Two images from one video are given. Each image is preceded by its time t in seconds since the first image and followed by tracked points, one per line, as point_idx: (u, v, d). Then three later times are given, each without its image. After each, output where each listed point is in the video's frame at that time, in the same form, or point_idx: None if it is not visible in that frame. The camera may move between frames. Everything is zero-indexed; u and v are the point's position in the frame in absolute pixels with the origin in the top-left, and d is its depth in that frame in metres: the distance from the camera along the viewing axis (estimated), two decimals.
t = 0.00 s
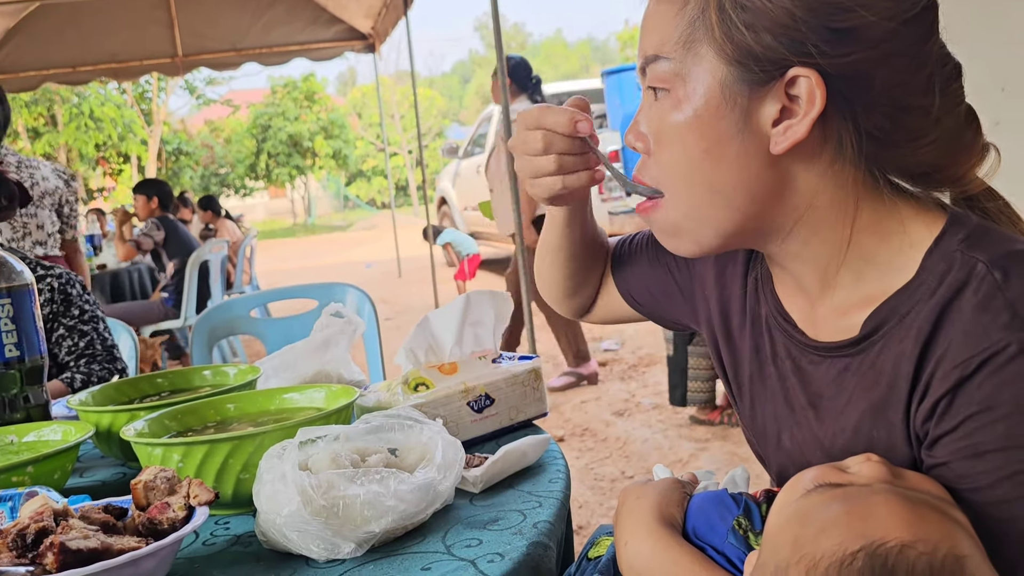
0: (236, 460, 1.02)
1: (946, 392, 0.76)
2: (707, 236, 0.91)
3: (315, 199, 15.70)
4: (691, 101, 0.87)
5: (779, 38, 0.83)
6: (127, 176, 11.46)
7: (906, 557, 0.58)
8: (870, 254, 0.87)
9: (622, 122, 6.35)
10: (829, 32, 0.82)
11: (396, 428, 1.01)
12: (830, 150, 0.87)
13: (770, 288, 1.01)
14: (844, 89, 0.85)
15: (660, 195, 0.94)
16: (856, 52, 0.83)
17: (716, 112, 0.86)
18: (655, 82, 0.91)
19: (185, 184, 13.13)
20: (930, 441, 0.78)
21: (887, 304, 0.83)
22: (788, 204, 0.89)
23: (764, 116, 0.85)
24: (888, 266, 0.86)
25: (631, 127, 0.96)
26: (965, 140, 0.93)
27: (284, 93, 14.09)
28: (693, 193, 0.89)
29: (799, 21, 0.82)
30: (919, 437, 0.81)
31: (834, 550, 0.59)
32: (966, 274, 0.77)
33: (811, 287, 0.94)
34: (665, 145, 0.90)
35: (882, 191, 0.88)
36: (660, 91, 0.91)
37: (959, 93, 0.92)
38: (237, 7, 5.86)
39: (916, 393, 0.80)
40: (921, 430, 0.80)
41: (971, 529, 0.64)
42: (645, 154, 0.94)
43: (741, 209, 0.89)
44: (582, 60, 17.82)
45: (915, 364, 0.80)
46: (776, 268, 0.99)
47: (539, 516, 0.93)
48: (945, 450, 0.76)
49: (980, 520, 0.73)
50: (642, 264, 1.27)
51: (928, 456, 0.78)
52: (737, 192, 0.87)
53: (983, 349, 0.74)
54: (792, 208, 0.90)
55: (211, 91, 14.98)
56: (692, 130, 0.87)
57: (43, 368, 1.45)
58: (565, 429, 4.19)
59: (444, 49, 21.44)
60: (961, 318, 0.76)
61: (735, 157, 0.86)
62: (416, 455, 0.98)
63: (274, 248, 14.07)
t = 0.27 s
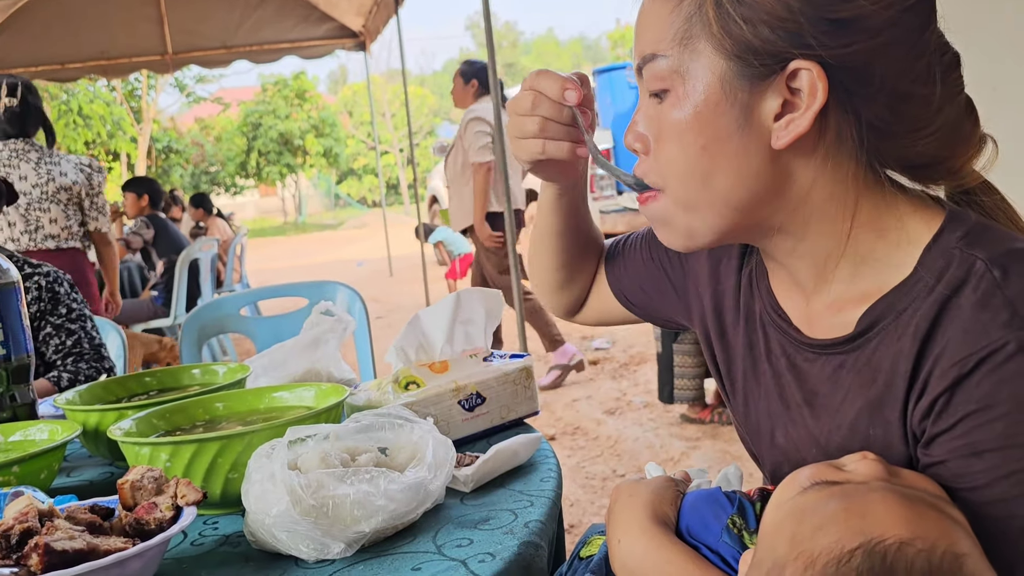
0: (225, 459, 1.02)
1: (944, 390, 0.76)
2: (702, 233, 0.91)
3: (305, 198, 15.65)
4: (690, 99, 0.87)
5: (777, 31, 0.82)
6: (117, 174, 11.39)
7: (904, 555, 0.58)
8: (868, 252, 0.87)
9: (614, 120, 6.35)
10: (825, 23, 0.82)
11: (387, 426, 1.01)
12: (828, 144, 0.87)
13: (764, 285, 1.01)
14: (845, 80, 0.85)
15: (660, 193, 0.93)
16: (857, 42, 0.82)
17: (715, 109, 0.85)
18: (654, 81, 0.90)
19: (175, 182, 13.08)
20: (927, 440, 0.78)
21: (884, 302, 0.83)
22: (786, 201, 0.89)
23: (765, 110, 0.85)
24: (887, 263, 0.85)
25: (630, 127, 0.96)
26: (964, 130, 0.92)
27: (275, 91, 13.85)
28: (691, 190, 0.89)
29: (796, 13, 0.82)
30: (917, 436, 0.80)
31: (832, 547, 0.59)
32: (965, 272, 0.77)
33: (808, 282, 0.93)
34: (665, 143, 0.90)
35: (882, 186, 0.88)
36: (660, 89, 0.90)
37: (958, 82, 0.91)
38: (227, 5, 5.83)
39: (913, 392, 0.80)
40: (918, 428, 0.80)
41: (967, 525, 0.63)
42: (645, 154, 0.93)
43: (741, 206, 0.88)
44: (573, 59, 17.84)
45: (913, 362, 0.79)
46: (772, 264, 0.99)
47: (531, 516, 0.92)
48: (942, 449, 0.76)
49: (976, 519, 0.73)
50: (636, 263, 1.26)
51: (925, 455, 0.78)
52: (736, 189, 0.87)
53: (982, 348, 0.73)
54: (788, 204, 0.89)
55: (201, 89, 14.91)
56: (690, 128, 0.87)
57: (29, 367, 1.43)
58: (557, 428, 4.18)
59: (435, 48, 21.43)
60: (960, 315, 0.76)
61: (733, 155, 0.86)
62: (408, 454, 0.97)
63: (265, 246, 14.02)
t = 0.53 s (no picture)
0: (218, 459, 1.01)
1: (938, 390, 0.76)
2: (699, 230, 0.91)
3: (299, 196, 15.62)
4: (685, 103, 0.87)
5: (770, 32, 0.82)
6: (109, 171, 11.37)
7: (899, 555, 0.58)
8: (864, 252, 0.87)
9: (609, 119, 6.34)
10: (818, 23, 0.82)
11: (380, 425, 1.00)
12: (823, 145, 0.87)
13: (759, 286, 1.01)
14: (839, 79, 0.85)
15: (657, 195, 0.93)
16: (849, 41, 0.82)
17: (710, 112, 0.85)
18: (647, 88, 0.90)
19: (168, 181, 13.05)
20: (921, 440, 0.78)
21: (879, 302, 0.83)
22: (782, 201, 0.89)
23: (761, 111, 0.84)
24: (882, 263, 0.85)
25: (623, 133, 0.95)
26: (956, 127, 0.92)
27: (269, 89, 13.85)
28: (689, 193, 0.88)
29: (788, 14, 0.82)
30: (910, 436, 0.81)
31: (829, 547, 0.59)
32: (959, 273, 0.77)
33: (803, 282, 0.93)
34: (660, 148, 0.89)
35: (876, 185, 0.89)
36: (653, 96, 0.90)
37: (951, 78, 0.92)
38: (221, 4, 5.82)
39: (907, 393, 0.80)
40: (911, 429, 0.80)
41: (962, 524, 0.63)
42: (639, 160, 0.93)
43: (736, 208, 0.88)
44: (568, 59, 17.90)
45: (907, 363, 0.80)
46: (767, 265, 0.99)
47: (524, 515, 0.92)
48: (936, 449, 0.76)
49: (971, 519, 0.73)
50: (633, 269, 1.26)
51: (918, 456, 0.78)
52: (733, 190, 0.87)
53: (976, 349, 0.73)
54: (784, 205, 0.89)
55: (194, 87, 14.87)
56: (685, 132, 0.87)
57: (19, 365, 1.42)
58: (550, 427, 4.18)
59: (430, 46, 21.41)
60: (954, 316, 0.76)
61: (728, 158, 0.86)
62: (401, 454, 0.97)
63: (258, 245, 13.99)
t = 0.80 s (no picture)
0: (216, 457, 1.01)
1: (935, 390, 0.76)
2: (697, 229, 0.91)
3: (299, 194, 15.60)
4: (682, 106, 0.87)
5: (766, 34, 0.82)
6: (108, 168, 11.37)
7: (897, 554, 0.58)
8: (863, 251, 0.87)
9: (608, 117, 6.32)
10: (813, 25, 0.82)
11: (379, 424, 1.00)
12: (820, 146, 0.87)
13: (758, 287, 1.01)
14: (836, 80, 0.84)
15: (657, 198, 0.93)
16: (845, 42, 0.82)
17: (708, 114, 0.85)
18: (644, 91, 0.90)
19: (167, 178, 13.05)
20: (918, 440, 0.78)
21: (877, 302, 0.83)
22: (780, 202, 0.89)
23: (758, 113, 0.84)
24: (880, 263, 0.85)
25: (621, 136, 0.95)
26: (952, 126, 0.92)
27: (267, 87, 14.02)
28: (687, 195, 0.88)
29: (783, 15, 0.82)
30: (908, 435, 0.81)
31: (827, 546, 0.59)
32: (956, 273, 0.77)
33: (802, 282, 0.93)
34: (658, 150, 0.89)
35: (874, 185, 0.89)
36: (650, 100, 0.90)
37: (948, 76, 0.91)
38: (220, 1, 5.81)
39: (904, 392, 0.80)
40: (909, 428, 0.80)
41: (959, 524, 0.63)
42: (638, 163, 0.93)
43: (735, 211, 0.89)
44: (568, 57, 17.89)
45: (904, 363, 0.80)
46: (767, 264, 0.99)
47: (522, 514, 0.92)
48: (933, 449, 0.76)
49: (968, 519, 0.73)
50: (641, 281, 1.28)
51: (916, 454, 0.78)
52: (730, 192, 0.87)
53: (973, 348, 0.73)
54: (782, 205, 0.89)
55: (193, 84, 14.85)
56: (682, 135, 0.87)
57: (17, 363, 1.42)
58: (549, 425, 4.19)
59: (430, 44, 21.39)
60: (951, 316, 0.76)
61: (727, 160, 0.86)
62: (399, 453, 0.97)
63: (257, 243, 13.99)
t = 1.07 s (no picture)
0: (217, 454, 1.01)
1: (934, 389, 0.76)
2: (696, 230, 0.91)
3: (299, 192, 15.54)
4: (687, 105, 0.86)
5: (775, 35, 0.82)
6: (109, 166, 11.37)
7: (896, 552, 0.58)
8: (865, 251, 0.87)
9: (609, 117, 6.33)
10: (821, 27, 0.81)
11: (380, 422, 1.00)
12: (824, 147, 0.87)
13: (759, 288, 1.01)
14: (843, 80, 0.84)
15: (657, 200, 0.92)
16: (852, 43, 0.82)
17: (714, 115, 0.85)
18: (648, 90, 0.90)
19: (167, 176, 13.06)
20: (918, 439, 0.78)
21: (878, 302, 0.83)
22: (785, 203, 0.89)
23: (764, 114, 0.84)
24: (881, 263, 0.85)
25: (621, 135, 0.95)
26: (953, 129, 0.93)
27: (269, 85, 13.88)
28: (692, 196, 0.88)
29: (791, 16, 0.81)
30: (908, 434, 0.81)
31: (824, 545, 0.59)
32: (956, 272, 0.77)
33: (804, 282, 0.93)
34: (662, 152, 0.89)
35: (877, 186, 0.89)
36: (654, 99, 0.89)
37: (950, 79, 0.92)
38: None
39: (904, 391, 0.80)
40: (908, 427, 0.80)
41: (957, 523, 0.64)
42: (638, 163, 0.92)
43: (740, 212, 0.89)
44: (569, 57, 17.92)
45: (904, 362, 0.80)
46: (768, 265, 0.99)
47: (522, 513, 0.92)
48: (933, 448, 0.76)
49: (967, 518, 0.73)
50: (640, 284, 1.27)
51: (915, 453, 0.78)
52: (735, 193, 0.87)
53: (972, 348, 0.73)
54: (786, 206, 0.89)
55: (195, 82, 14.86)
56: (688, 134, 0.86)
57: (18, 360, 1.43)
58: (549, 424, 4.19)
59: (432, 43, 21.42)
60: (951, 316, 0.76)
61: (733, 160, 0.86)
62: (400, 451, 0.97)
63: (257, 241, 13.99)
